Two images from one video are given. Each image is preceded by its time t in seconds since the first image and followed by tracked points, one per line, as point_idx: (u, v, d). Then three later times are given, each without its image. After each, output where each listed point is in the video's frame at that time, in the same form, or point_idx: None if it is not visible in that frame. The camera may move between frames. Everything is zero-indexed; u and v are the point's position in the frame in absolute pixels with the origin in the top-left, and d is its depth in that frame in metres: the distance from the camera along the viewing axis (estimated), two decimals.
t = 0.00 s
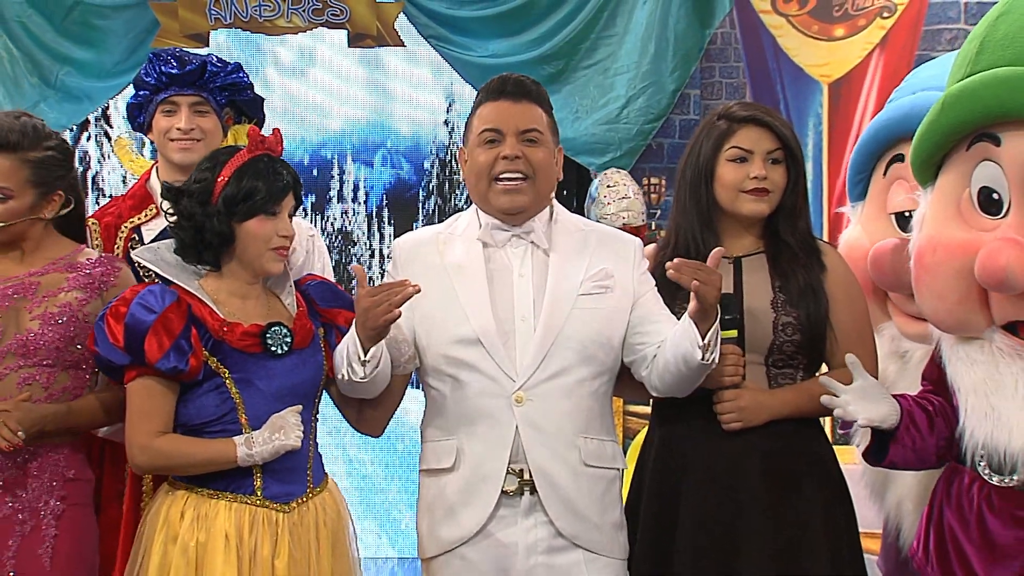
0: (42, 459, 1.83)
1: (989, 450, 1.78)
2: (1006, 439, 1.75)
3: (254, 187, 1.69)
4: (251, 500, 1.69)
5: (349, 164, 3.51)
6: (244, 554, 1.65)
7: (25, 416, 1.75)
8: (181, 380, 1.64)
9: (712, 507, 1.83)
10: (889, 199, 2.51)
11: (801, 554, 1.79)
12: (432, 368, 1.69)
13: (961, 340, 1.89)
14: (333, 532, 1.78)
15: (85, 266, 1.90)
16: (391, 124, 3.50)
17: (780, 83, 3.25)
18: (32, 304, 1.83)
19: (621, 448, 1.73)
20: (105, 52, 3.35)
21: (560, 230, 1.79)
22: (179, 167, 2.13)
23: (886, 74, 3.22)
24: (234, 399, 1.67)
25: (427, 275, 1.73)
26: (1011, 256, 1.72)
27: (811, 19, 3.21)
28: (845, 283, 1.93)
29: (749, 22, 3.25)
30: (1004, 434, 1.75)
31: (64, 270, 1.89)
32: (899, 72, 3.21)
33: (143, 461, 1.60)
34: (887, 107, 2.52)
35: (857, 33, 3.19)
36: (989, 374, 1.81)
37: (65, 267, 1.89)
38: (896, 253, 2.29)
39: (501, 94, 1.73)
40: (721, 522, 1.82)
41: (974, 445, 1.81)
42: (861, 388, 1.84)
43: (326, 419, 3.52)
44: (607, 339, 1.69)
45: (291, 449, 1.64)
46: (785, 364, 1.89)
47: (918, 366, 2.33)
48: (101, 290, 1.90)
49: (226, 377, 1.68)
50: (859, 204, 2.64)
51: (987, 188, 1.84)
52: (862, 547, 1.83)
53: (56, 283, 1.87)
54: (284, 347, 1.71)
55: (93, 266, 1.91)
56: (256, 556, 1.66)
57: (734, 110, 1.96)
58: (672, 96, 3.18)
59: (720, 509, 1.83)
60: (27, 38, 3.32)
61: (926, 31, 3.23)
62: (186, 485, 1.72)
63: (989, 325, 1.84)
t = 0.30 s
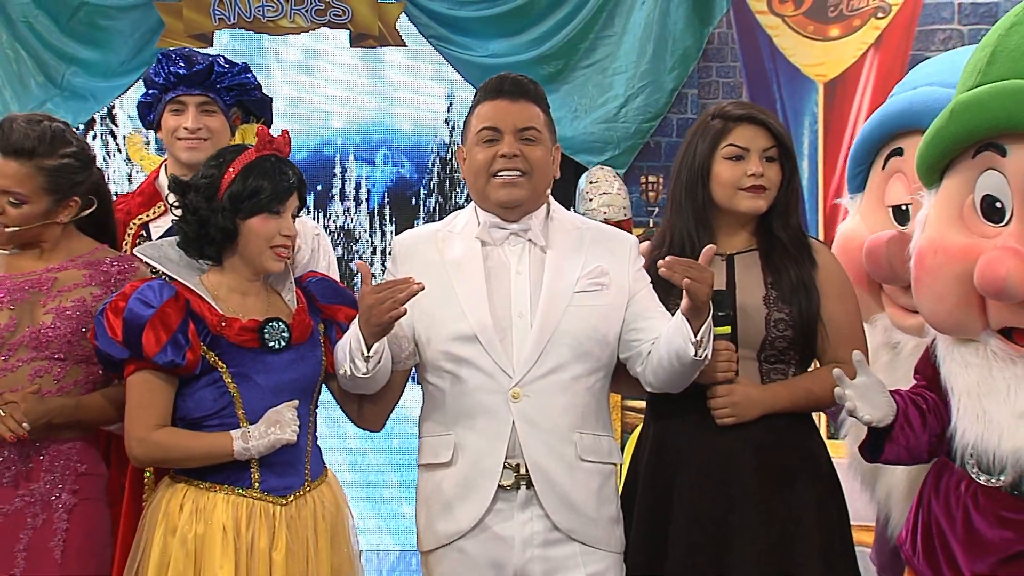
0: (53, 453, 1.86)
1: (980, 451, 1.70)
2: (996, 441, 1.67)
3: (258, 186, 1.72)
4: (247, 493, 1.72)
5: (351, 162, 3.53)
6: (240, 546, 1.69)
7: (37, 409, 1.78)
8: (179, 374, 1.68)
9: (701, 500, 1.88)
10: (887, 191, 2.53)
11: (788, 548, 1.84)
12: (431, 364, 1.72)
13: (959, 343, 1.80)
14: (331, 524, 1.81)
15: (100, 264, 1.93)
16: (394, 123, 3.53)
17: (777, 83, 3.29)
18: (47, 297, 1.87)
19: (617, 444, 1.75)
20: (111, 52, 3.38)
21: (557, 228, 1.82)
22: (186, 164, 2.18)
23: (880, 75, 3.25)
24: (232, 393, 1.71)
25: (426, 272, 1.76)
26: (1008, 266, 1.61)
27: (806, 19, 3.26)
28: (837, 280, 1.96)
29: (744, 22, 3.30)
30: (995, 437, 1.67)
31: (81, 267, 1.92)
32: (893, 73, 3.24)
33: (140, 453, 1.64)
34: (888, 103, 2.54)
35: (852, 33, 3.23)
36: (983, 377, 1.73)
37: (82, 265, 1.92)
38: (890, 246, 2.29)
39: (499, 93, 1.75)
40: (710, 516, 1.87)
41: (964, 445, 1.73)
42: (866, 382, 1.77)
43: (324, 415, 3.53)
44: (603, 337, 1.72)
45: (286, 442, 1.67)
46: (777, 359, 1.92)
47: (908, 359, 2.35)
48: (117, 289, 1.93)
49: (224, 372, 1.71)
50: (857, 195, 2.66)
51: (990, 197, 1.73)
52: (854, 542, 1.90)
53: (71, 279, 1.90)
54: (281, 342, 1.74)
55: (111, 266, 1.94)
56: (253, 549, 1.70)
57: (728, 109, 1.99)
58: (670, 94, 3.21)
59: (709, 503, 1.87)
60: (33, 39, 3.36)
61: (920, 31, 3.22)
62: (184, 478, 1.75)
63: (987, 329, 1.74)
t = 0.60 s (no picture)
0: (68, 445, 1.90)
1: (973, 442, 1.71)
2: (990, 433, 1.68)
3: (259, 182, 1.75)
4: (249, 485, 1.75)
5: (353, 158, 3.56)
6: (242, 537, 1.71)
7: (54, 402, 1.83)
8: (182, 367, 1.71)
9: (697, 492, 1.90)
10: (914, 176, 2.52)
11: (783, 540, 1.87)
12: (429, 356, 1.74)
13: (952, 334, 1.81)
14: (333, 515, 1.84)
15: (110, 257, 1.96)
16: (395, 120, 3.56)
17: (773, 79, 3.33)
18: (61, 291, 1.90)
19: (612, 435, 1.78)
20: (117, 49, 3.42)
21: (554, 221, 1.84)
22: (192, 158, 2.20)
23: (875, 72, 3.27)
24: (235, 386, 1.74)
25: (425, 265, 1.79)
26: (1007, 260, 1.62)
27: (802, 17, 3.30)
28: (831, 273, 2.00)
29: (741, 20, 3.34)
30: (988, 429, 1.69)
31: (91, 261, 1.95)
32: (888, 70, 3.25)
33: (145, 445, 1.67)
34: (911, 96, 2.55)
35: (848, 30, 3.27)
36: (978, 369, 1.74)
37: (92, 258, 1.95)
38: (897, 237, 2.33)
39: (496, 90, 1.78)
40: (707, 508, 1.89)
41: (957, 437, 1.74)
42: (856, 377, 1.80)
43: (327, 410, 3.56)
44: (599, 330, 1.74)
45: (287, 436, 1.70)
46: (772, 350, 1.96)
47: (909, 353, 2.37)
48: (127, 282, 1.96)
49: (226, 365, 1.74)
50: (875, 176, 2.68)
51: (989, 190, 1.73)
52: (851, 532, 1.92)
53: (81, 273, 1.93)
54: (283, 335, 1.77)
55: (121, 258, 1.97)
56: (256, 539, 1.72)
57: (723, 106, 2.02)
58: (668, 91, 3.23)
59: (705, 495, 1.90)
60: (39, 35, 3.39)
61: (914, 29, 3.21)
62: (188, 470, 1.79)
63: (982, 321, 1.75)
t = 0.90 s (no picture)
0: (73, 435, 1.94)
1: (966, 434, 1.73)
2: (982, 425, 1.71)
3: (261, 178, 1.78)
4: (254, 475, 1.78)
5: (356, 153, 3.59)
6: (249, 527, 1.74)
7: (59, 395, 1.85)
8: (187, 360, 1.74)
9: (695, 485, 1.94)
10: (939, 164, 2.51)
11: (778, 529, 1.90)
12: (429, 349, 1.77)
13: (948, 326, 1.82)
14: (337, 505, 1.87)
15: (114, 252, 2.00)
16: (397, 116, 3.59)
17: (768, 74, 3.38)
18: (66, 285, 1.94)
19: (609, 427, 1.81)
20: (124, 47, 3.45)
21: (553, 217, 1.87)
22: (196, 154, 2.22)
23: (870, 68, 3.34)
24: (240, 377, 1.77)
25: (425, 260, 1.82)
26: (997, 250, 1.62)
27: (797, 15, 3.37)
28: (827, 267, 2.03)
29: (737, 18, 3.37)
30: (980, 421, 1.71)
31: (94, 256, 1.99)
32: (883, 66, 3.33)
33: (151, 437, 1.70)
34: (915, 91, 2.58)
35: (842, 28, 3.34)
36: (971, 362, 1.75)
37: (95, 253, 1.99)
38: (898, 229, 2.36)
39: (495, 89, 1.81)
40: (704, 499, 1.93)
41: (950, 427, 1.77)
42: (852, 369, 1.85)
43: (331, 403, 3.62)
44: (596, 325, 1.77)
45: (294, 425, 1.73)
46: (770, 344, 1.99)
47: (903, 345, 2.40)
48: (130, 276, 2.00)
49: (231, 357, 1.77)
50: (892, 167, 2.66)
51: (984, 185, 1.72)
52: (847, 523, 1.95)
53: (85, 267, 1.97)
54: (287, 328, 1.80)
55: (121, 253, 2.01)
56: (261, 529, 1.75)
57: (723, 102, 2.05)
58: (665, 89, 3.29)
59: (703, 487, 1.93)
60: (47, 33, 3.42)
61: (908, 27, 3.29)
62: (195, 461, 1.82)
63: (975, 314, 1.76)
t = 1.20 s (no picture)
0: (83, 426, 1.99)
1: (953, 423, 1.76)
2: (969, 415, 1.74)
3: (265, 174, 1.83)
4: (259, 466, 1.83)
5: (360, 151, 3.64)
6: (253, 516, 1.79)
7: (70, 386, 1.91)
8: (192, 353, 1.79)
9: (691, 477, 1.99)
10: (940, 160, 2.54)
11: (770, 518, 1.95)
12: (431, 344, 1.82)
13: (936, 318, 1.85)
14: (339, 495, 1.92)
15: (119, 246, 2.04)
16: (399, 115, 3.64)
17: (762, 74, 3.46)
18: (74, 282, 1.98)
19: (606, 419, 1.86)
20: (134, 47, 3.51)
21: (552, 215, 1.92)
22: (204, 152, 2.28)
23: (861, 68, 3.43)
24: (244, 370, 1.81)
25: (426, 256, 1.87)
26: (984, 243, 1.66)
27: (791, 16, 3.44)
28: (824, 261, 2.08)
29: (732, 19, 3.46)
30: (967, 411, 1.74)
31: (99, 250, 2.03)
32: (873, 66, 3.42)
33: (159, 427, 1.75)
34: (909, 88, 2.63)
35: (835, 29, 3.42)
36: (959, 353, 1.78)
37: (101, 247, 2.03)
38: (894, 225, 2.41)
39: (496, 89, 1.86)
40: (698, 489, 1.98)
41: (939, 417, 1.79)
42: (849, 361, 1.88)
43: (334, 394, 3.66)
44: (593, 320, 1.82)
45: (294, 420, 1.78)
46: (765, 337, 2.04)
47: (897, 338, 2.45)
48: (134, 269, 2.03)
49: (236, 351, 1.82)
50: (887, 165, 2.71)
51: (973, 179, 1.76)
52: (840, 513, 1.99)
53: (92, 263, 2.01)
54: (290, 322, 1.85)
55: (126, 245, 2.05)
56: (265, 518, 1.80)
57: (722, 101, 2.10)
58: (661, 88, 3.37)
59: (698, 478, 1.99)
60: (59, 34, 3.48)
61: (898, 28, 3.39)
62: (200, 452, 1.87)
63: (963, 306, 1.80)
